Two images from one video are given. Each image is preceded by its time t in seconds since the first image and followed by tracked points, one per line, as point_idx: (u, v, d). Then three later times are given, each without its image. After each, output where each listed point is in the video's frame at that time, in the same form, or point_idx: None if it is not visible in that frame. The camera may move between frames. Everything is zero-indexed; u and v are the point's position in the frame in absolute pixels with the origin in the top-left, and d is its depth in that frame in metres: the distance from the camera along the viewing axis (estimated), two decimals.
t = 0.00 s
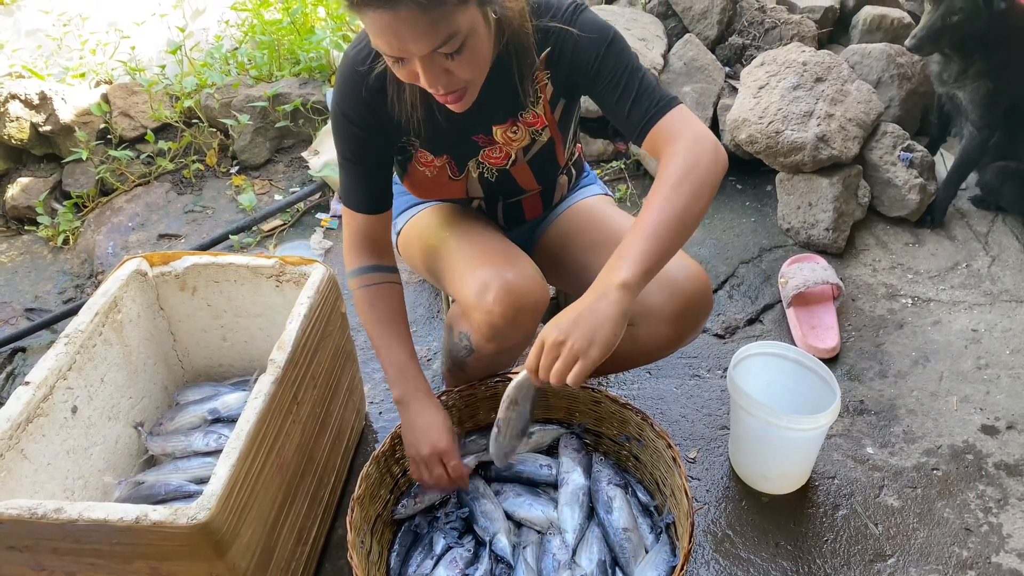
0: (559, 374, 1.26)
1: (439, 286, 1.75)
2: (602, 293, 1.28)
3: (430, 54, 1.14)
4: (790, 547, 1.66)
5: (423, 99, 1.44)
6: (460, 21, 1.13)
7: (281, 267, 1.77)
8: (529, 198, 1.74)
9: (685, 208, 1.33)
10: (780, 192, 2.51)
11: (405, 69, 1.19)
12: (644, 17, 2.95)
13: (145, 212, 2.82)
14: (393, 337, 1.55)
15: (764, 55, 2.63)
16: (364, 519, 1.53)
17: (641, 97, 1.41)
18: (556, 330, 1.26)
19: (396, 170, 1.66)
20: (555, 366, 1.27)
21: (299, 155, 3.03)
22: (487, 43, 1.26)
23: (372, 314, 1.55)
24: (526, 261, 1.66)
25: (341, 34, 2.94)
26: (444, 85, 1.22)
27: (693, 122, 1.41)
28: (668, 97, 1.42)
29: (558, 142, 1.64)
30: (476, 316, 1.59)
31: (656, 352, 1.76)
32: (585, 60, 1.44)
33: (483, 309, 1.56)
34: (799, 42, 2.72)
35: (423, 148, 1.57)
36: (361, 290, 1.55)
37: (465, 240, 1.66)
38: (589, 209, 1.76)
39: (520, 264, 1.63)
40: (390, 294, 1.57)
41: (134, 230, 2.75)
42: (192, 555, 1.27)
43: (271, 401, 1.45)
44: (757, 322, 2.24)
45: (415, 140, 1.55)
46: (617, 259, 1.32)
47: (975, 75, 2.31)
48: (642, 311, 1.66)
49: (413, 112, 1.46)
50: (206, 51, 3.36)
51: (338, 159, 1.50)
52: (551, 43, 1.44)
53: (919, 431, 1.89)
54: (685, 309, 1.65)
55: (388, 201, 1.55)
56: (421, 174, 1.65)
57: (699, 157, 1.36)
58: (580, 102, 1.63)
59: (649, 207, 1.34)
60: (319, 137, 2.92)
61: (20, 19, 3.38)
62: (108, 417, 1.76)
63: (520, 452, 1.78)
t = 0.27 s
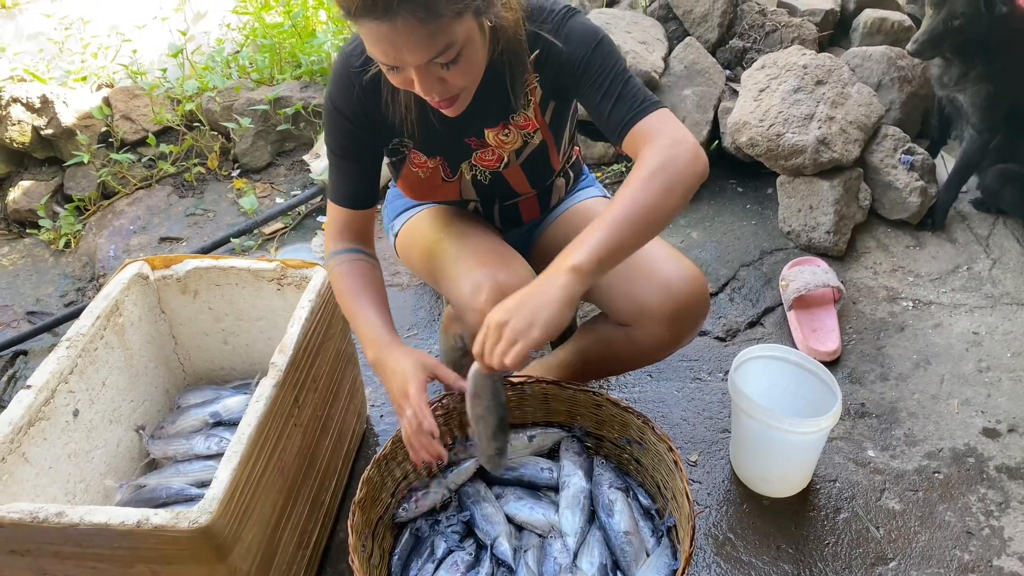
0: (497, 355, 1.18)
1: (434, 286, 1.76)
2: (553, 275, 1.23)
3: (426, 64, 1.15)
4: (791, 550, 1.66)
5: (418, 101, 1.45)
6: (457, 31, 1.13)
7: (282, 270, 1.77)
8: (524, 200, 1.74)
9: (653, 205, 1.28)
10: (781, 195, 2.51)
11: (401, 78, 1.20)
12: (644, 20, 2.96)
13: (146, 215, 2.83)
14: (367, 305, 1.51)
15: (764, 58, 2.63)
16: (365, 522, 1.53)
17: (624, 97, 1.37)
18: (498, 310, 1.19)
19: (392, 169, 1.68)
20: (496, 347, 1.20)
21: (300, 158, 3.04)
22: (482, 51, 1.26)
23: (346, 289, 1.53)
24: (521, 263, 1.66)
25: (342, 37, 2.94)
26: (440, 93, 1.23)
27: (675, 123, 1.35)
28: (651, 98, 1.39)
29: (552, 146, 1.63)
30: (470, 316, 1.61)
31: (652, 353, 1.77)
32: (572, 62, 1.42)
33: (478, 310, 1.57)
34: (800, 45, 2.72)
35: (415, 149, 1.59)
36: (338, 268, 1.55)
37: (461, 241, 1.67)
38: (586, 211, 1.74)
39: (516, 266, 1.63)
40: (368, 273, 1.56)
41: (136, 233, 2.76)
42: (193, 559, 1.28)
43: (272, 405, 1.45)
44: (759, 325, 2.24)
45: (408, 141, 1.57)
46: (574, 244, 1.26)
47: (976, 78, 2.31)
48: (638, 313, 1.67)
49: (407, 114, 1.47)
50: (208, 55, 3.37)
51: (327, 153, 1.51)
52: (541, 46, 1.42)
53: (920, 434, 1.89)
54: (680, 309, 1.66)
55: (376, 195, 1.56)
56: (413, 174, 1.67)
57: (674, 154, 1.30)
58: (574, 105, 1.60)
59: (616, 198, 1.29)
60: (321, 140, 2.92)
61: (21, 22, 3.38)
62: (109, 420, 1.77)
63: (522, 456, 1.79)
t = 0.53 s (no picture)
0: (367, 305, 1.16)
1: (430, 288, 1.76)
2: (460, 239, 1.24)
3: (413, 75, 1.16)
4: (792, 552, 1.66)
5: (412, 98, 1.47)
6: (448, 45, 1.14)
7: (283, 273, 1.77)
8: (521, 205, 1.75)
9: (584, 212, 1.27)
10: (781, 197, 2.52)
11: (390, 84, 1.21)
12: (644, 23, 2.96)
13: (147, 218, 2.83)
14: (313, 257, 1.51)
15: (764, 60, 2.63)
16: (366, 525, 1.53)
17: (595, 110, 1.34)
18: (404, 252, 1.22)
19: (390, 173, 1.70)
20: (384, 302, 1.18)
21: (301, 161, 3.04)
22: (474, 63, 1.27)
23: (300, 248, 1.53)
24: (516, 267, 1.66)
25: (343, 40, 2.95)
26: (426, 101, 1.25)
27: (636, 150, 1.32)
28: (626, 115, 1.35)
29: (546, 154, 1.62)
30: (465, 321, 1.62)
31: (650, 358, 1.77)
32: (553, 71, 1.40)
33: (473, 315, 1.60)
34: (799, 48, 2.73)
35: (410, 150, 1.61)
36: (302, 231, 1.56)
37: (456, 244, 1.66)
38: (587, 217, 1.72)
39: (510, 270, 1.63)
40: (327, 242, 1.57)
41: (137, 236, 2.76)
42: (194, 562, 1.28)
43: (273, 408, 1.46)
44: (759, 328, 2.24)
45: (403, 142, 1.60)
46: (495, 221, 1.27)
47: (976, 81, 2.31)
48: (637, 320, 1.67)
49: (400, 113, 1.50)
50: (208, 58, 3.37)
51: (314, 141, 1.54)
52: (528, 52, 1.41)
53: (920, 436, 1.89)
54: (680, 316, 1.66)
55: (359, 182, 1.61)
56: (407, 177, 1.69)
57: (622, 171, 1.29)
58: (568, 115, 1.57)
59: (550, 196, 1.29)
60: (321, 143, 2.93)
61: (22, 25, 3.40)
62: (110, 424, 1.77)
63: (523, 459, 1.79)
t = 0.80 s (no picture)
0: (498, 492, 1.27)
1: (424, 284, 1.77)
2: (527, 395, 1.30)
3: (364, 74, 1.17)
4: (793, 554, 1.65)
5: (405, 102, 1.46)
6: (402, 54, 1.14)
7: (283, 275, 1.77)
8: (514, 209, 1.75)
9: (608, 300, 1.32)
10: (781, 198, 2.51)
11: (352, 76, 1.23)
12: (644, 24, 2.96)
13: (146, 220, 2.83)
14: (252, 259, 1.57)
15: (764, 61, 2.63)
16: (366, 528, 1.52)
17: (597, 166, 1.33)
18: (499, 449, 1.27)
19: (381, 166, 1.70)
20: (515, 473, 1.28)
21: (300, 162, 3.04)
22: (445, 78, 1.25)
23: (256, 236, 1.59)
24: (511, 266, 1.67)
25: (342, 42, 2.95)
26: (380, 101, 1.26)
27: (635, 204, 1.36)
28: (624, 174, 1.35)
29: (537, 170, 1.61)
30: (458, 319, 1.61)
31: (649, 360, 1.77)
32: (557, 110, 1.36)
33: (464, 312, 1.58)
34: (800, 48, 2.72)
35: (401, 148, 1.60)
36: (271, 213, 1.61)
37: (451, 242, 1.68)
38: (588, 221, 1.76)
39: (505, 268, 1.64)
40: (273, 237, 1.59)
41: (136, 238, 2.76)
42: (193, 566, 1.27)
43: (273, 410, 1.45)
44: (760, 329, 2.24)
45: (391, 140, 1.60)
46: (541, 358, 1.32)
47: (976, 81, 2.31)
48: (636, 320, 1.67)
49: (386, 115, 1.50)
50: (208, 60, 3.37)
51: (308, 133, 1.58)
52: (530, 80, 1.38)
53: (922, 438, 1.88)
54: (679, 317, 1.65)
55: (344, 173, 1.65)
56: (399, 175, 1.69)
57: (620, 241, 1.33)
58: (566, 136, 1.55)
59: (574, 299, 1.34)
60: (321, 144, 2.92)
61: (22, 27, 3.33)
62: (109, 427, 1.76)
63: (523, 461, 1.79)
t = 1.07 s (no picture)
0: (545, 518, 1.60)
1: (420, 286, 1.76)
2: (549, 457, 1.44)
3: (350, 74, 1.17)
4: (792, 554, 1.65)
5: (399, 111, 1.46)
6: (387, 56, 1.14)
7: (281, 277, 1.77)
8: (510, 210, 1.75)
9: (581, 350, 1.43)
10: (779, 197, 2.51)
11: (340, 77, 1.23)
12: (642, 24, 2.96)
13: (144, 222, 2.83)
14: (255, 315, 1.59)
15: (762, 61, 2.63)
16: (366, 530, 1.52)
17: (571, 202, 1.38)
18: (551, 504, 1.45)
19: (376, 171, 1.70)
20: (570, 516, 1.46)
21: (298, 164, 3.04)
22: (433, 82, 1.25)
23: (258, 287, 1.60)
24: (505, 265, 1.66)
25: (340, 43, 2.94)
26: (367, 103, 1.25)
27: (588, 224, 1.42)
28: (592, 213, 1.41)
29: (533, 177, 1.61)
30: (451, 319, 1.61)
31: (646, 358, 1.77)
32: (544, 138, 1.38)
33: (457, 312, 1.58)
34: (797, 48, 2.72)
35: (396, 152, 1.61)
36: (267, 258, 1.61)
37: (444, 242, 1.68)
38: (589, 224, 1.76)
39: (499, 268, 1.63)
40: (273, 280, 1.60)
41: (134, 240, 2.76)
42: (192, 568, 1.27)
43: (271, 413, 1.45)
44: (758, 328, 2.24)
45: (387, 144, 1.60)
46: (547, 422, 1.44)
47: (973, 80, 2.31)
48: (632, 318, 1.67)
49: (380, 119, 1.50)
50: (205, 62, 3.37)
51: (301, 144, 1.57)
52: (525, 100, 1.37)
53: (921, 437, 1.88)
54: (675, 315, 1.64)
55: (344, 190, 1.62)
56: (395, 179, 1.68)
57: (574, 292, 1.40)
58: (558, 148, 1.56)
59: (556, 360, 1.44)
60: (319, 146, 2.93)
61: (20, 29, 3.33)
62: (108, 429, 1.76)
63: (520, 462, 1.78)
